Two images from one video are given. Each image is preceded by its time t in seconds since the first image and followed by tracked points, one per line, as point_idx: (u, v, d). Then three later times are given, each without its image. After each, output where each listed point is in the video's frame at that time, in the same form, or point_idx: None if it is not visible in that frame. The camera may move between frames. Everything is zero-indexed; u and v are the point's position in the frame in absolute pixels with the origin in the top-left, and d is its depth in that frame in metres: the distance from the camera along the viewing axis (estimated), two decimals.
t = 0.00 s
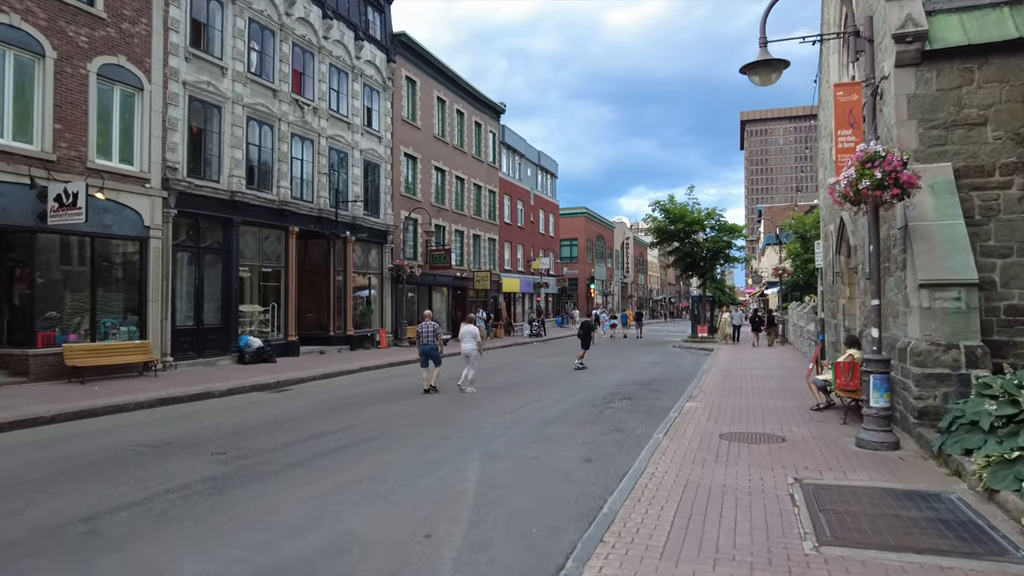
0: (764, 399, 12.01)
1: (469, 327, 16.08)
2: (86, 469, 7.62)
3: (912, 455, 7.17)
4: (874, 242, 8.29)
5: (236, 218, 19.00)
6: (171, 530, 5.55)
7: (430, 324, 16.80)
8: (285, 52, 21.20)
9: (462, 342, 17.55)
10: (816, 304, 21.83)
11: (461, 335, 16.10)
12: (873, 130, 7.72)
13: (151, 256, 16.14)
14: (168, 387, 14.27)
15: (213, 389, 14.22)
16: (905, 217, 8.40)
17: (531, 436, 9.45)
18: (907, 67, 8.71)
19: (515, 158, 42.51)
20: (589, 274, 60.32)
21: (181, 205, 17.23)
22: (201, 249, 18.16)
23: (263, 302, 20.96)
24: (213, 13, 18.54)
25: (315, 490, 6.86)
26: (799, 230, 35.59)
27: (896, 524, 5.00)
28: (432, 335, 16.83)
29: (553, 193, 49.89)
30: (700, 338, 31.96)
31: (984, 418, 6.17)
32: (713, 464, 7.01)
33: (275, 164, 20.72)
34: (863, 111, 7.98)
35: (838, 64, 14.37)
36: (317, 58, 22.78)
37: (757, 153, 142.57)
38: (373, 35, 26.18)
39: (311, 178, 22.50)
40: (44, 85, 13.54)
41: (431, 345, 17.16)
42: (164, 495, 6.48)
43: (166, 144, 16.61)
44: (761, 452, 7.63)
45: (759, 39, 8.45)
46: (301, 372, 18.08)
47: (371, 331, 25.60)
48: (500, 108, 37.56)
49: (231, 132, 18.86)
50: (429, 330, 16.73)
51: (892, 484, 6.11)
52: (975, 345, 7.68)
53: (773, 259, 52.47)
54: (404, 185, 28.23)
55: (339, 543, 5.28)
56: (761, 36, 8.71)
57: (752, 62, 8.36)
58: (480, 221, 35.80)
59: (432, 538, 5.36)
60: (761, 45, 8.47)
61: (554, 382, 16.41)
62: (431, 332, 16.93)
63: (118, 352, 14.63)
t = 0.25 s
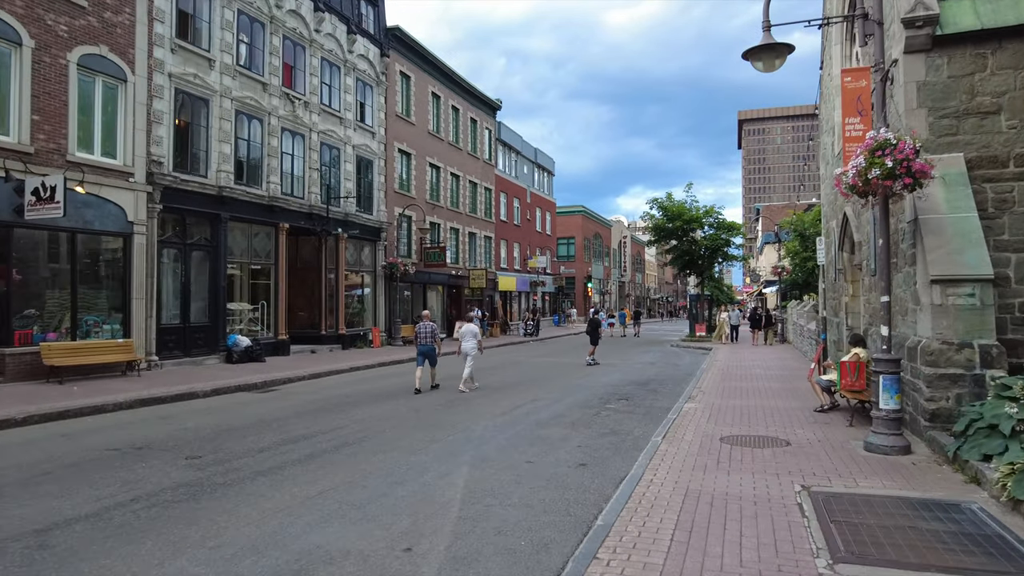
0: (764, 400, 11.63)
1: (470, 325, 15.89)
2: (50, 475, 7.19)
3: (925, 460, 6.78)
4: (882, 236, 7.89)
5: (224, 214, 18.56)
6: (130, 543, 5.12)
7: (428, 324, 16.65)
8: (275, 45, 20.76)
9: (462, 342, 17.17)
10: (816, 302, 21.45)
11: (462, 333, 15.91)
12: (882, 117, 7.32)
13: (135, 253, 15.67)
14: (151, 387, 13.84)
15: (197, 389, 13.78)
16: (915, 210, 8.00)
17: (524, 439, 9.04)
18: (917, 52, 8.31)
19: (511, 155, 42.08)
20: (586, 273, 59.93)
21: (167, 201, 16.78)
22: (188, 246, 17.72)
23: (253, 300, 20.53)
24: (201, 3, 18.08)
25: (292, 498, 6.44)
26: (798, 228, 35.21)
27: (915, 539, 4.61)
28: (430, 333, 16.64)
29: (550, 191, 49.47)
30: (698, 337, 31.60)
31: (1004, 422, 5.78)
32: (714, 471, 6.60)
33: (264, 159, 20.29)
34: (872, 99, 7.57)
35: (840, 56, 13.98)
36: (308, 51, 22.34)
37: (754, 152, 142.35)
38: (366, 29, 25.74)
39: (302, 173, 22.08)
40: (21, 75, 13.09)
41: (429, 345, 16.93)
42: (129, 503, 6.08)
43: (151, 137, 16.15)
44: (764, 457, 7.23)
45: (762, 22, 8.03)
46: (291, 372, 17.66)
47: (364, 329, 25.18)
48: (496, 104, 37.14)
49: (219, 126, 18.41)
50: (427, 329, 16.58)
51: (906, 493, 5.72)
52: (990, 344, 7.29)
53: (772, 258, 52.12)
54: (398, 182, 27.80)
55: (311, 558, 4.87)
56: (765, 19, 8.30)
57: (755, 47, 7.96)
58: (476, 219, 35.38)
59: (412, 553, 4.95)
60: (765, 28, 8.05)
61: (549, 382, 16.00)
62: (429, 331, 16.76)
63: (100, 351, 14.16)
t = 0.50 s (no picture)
0: (767, 406, 11.26)
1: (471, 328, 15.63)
2: (16, 488, 6.80)
3: (940, 475, 6.41)
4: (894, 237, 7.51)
5: (214, 213, 18.17)
6: (86, 569, 4.73)
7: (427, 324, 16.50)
8: (268, 41, 20.38)
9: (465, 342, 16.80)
10: (819, 304, 21.07)
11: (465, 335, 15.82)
12: (894, 112, 6.95)
13: (121, 253, 15.27)
14: (136, 391, 13.46)
15: (183, 394, 13.38)
16: (927, 210, 7.63)
17: (518, 448, 8.67)
18: (930, 45, 7.93)
19: (510, 155, 41.69)
20: (585, 273, 59.54)
21: (155, 199, 16.39)
22: (177, 246, 17.32)
23: (244, 301, 20.15)
24: None
25: (269, 515, 6.05)
26: (799, 228, 34.83)
27: (939, 568, 4.24)
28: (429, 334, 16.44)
29: (548, 191, 49.08)
30: (698, 338, 31.23)
31: None
32: (718, 487, 6.22)
33: (257, 157, 19.89)
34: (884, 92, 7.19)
35: (846, 51, 13.61)
36: (302, 48, 21.97)
37: (754, 153, 142.07)
38: (361, 25, 25.35)
39: (295, 172, 21.70)
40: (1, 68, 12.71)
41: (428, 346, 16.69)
42: (94, 521, 5.71)
43: (138, 134, 15.76)
44: (770, 470, 6.86)
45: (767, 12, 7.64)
46: (282, 375, 17.28)
47: (359, 331, 24.81)
48: (494, 103, 36.76)
49: (210, 123, 18.02)
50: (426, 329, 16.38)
51: (923, 512, 5.35)
52: (1008, 351, 6.93)
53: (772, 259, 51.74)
54: (394, 181, 27.42)
55: None
56: (770, 9, 7.92)
57: (761, 39, 7.57)
58: (473, 218, 35.01)
59: None
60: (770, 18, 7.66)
61: (546, 386, 15.62)
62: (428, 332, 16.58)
63: (84, 354, 13.77)
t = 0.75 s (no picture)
0: (765, 407, 10.94)
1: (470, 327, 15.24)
2: None
3: (949, 480, 6.07)
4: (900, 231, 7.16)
5: (202, 211, 17.81)
6: None
7: (422, 323, 16.41)
8: (258, 36, 20.02)
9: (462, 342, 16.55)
10: (818, 303, 20.75)
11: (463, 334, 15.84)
12: (899, 100, 6.62)
13: (104, 251, 14.89)
14: (117, 392, 13.09)
15: (166, 395, 13.03)
16: (933, 203, 7.30)
17: (506, 452, 8.32)
18: (936, 31, 7.60)
19: (506, 153, 41.35)
20: (583, 273, 59.18)
21: (140, 196, 16.03)
22: (163, 244, 16.96)
23: (233, 300, 19.78)
24: None
25: (238, 524, 5.70)
26: (798, 227, 34.50)
27: None
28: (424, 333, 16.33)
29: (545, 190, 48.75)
30: (695, 339, 30.88)
31: None
32: (715, 494, 5.88)
33: (246, 154, 19.53)
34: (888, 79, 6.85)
35: (847, 44, 13.30)
36: (292, 43, 21.62)
37: (751, 153, 141.90)
38: (354, 21, 24.99)
39: (286, 169, 21.35)
40: None
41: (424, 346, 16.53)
42: (49, 531, 5.36)
43: (122, 129, 15.39)
44: (769, 475, 6.52)
45: None
46: (270, 375, 16.92)
47: (352, 331, 24.47)
48: (490, 101, 36.43)
49: (197, 119, 17.65)
50: (421, 327, 16.29)
51: (933, 521, 5.01)
52: (1019, 350, 6.61)
53: (770, 259, 51.40)
54: (387, 179, 27.08)
55: None
56: None
57: (759, 24, 7.24)
58: (469, 218, 34.66)
59: None
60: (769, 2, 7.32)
61: (540, 387, 15.27)
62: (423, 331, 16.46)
63: (65, 354, 13.40)
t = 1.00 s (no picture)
0: (761, 411, 10.56)
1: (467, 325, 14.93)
2: None
3: (960, 491, 5.67)
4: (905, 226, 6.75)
5: (183, 209, 17.32)
6: None
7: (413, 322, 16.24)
8: (242, 30, 19.55)
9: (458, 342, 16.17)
10: (814, 303, 20.41)
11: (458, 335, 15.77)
12: (904, 86, 6.21)
13: (79, 250, 14.39)
14: (91, 396, 12.61)
15: (141, 399, 12.56)
16: (938, 196, 6.91)
17: (491, 460, 7.89)
18: (941, 15, 7.21)
19: (499, 152, 40.91)
20: (577, 273, 58.81)
21: (118, 194, 15.54)
22: (143, 243, 16.46)
23: (217, 301, 19.28)
24: None
25: (194, 542, 5.27)
26: (792, 226, 34.19)
27: None
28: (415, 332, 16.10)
29: (538, 190, 48.36)
30: (690, 339, 30.51)
31: None
32: (710, 507, 5.47)
33: (229, 151, 19.06)
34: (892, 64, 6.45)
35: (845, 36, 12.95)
36: (278, 38, 21.16)
37: (745, 153, 141.96)
38: (342, 16, 24.54)
39: (271, 167, 20.88)
40: None
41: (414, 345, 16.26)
42: None
43: (98, 124, 14.90)
44: (767, 485, 6.12)
45: None
46: (253, 378, 16.45)
47: (340, 332, 24.02)
48: (482, 99, 36.02)
49: (178, 114, 17.16)
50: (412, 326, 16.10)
51: (947, 538, 4.61)
52: None
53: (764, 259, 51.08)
54: (377, 178, 26.64)
55: None
56: None
57: (754, 7, 6.85)
58: (460, 217, 34.24)
59: None
60: None
61: (530, 389, 14.84)
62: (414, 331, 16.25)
63: (37, 357, 12.91)
